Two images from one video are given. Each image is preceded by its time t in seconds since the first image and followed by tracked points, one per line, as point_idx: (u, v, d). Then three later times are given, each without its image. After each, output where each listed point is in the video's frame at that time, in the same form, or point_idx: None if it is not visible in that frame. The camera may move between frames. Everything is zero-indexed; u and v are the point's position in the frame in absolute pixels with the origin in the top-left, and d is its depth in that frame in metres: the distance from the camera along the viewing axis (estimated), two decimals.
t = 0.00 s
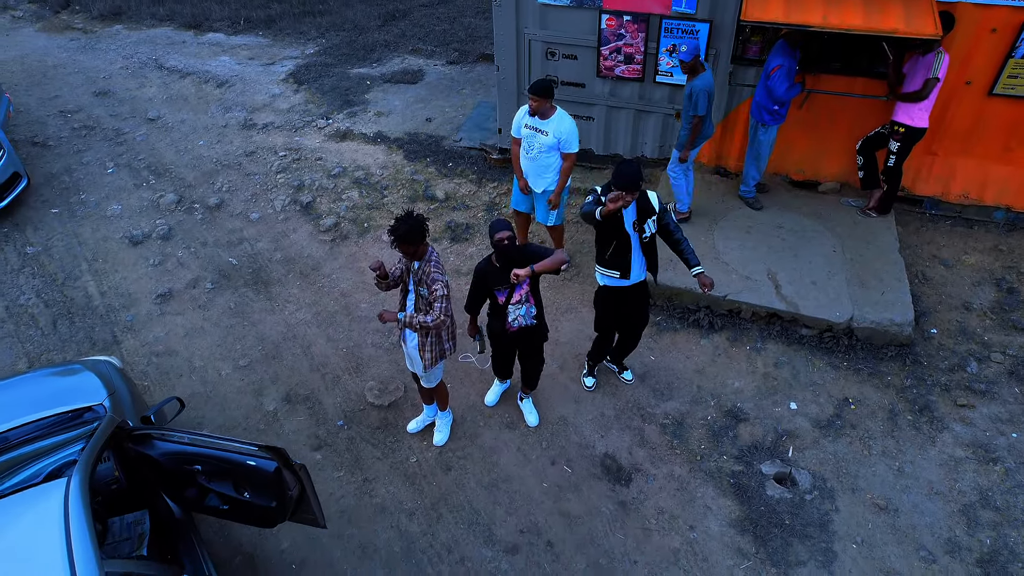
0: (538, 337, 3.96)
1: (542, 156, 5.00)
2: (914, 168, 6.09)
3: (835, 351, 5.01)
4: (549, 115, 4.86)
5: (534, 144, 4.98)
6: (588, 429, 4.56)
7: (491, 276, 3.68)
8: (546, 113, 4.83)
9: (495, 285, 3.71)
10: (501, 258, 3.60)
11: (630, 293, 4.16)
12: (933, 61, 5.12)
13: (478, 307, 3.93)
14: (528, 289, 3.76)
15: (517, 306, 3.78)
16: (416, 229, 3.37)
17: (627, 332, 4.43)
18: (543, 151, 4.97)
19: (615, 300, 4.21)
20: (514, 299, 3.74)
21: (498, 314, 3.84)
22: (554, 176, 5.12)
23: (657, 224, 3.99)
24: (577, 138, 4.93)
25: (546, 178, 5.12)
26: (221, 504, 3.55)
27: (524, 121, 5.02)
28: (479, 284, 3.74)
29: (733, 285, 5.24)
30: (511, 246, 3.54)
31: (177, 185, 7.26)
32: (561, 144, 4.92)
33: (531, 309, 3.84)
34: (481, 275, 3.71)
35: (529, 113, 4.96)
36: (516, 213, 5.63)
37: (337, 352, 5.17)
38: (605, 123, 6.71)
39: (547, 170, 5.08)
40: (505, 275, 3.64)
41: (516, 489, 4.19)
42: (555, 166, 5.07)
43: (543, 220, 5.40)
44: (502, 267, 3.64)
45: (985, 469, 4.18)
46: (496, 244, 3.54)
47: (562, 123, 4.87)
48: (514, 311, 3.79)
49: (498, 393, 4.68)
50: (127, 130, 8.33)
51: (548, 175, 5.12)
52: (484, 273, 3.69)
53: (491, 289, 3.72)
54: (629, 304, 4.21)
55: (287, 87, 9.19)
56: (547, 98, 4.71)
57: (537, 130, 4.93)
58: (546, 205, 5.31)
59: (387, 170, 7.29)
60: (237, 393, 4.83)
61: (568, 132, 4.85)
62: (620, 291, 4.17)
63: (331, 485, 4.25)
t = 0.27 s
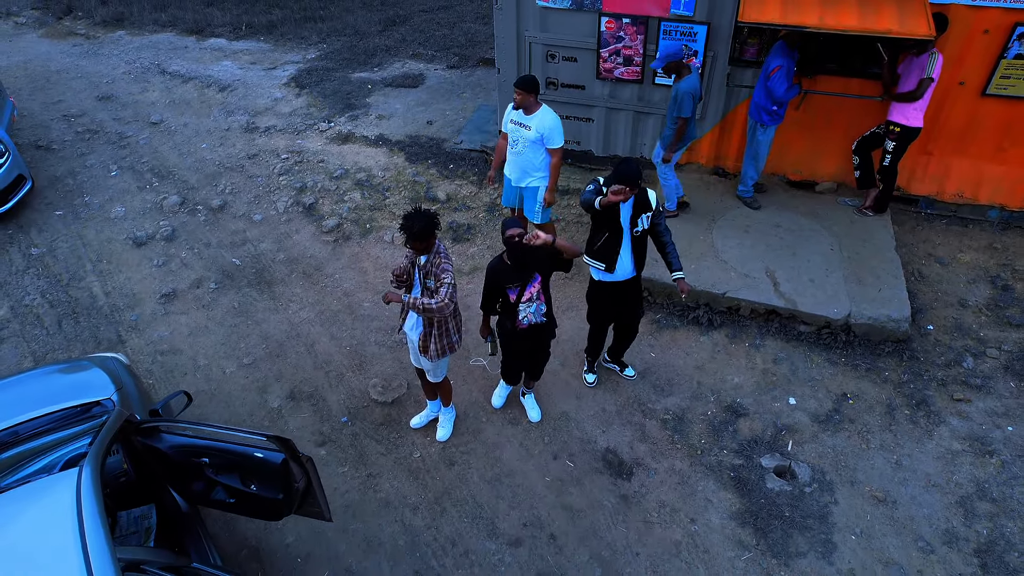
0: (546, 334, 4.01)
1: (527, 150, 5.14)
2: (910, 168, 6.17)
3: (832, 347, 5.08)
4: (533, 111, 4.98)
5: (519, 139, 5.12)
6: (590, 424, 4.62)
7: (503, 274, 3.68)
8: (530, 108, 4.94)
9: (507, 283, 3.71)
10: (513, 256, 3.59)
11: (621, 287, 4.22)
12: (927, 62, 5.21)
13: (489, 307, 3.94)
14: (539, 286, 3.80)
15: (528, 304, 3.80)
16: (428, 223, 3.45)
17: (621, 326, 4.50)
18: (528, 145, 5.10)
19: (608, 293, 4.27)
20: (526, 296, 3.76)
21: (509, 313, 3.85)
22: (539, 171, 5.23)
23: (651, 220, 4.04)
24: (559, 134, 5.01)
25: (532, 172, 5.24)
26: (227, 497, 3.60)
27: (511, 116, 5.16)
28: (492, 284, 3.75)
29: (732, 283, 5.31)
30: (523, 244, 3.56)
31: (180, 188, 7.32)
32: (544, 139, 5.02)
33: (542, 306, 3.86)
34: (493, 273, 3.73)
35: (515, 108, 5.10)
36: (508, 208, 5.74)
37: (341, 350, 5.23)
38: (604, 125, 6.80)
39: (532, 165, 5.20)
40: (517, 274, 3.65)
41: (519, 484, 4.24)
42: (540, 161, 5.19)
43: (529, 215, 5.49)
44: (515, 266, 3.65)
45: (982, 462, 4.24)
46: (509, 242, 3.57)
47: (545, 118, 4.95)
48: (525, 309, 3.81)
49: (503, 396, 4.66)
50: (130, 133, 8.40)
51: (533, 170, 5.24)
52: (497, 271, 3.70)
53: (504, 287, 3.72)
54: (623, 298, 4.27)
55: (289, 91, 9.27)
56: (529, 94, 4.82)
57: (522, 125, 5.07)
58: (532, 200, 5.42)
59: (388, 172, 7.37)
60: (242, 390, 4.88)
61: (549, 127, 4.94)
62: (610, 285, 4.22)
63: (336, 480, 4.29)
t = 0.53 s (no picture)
0: (547, 337, 3.98)
1: (514, 150, 5.24)
2: (904, 168, 6.23)
3: (829, 345, 5.13)
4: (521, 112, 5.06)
5: (507, 138, 5.24)
6: (590, 422, 4.65)
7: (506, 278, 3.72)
8: (517, 109, 5.03)
9: (509, 287, 3.74)
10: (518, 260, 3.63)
11: (609, 287, 4.26)
12: (919, 64, 5.29)
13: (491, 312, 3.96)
14: (541, 291, 3.84)
15: (529, 308, 3.81)
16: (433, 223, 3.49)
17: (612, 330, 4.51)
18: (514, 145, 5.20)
19: (597, 292, 4.31)
20: (527, 301, 3.77)
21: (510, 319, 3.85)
22: (524, 171, 5.32)
23: (641, 230, 4.06)
24: (544, 136, 5.06)
25: (517, 172, 5.33)
26: (230, 496, 3.60)
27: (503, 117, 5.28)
28: (494, 288, 3.78)
29: (729, 282, 5.36)
30: (527, 248, 3.57)
31: (180, 191, 7.35)
32: (528, 140, 5.09)
33: (542, 310, 3.88)
34: (497, 276, 3.76)
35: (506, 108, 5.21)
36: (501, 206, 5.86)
37: (342, 350, 5.26)
38: (602, 127, 6.86)
39: (517, 165, 5.29)
40: (520, 277, 3.69)
41: (520, 481, 4.27)
42: (525, 161, 5.28)
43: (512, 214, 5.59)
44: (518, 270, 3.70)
45: (977, 456, 4.29)
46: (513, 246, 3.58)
47: (532, 120, 5.02)
48: (526, 313, 3.82)
49: (519, 429, 4.49)
50: (129, 137, 8.43)
51: (518, 170, 5.33)
52: (501, 274, 3.74)
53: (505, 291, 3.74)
54: (613, 297, 4.31)
55: (288, 95, 9.32)
56: (515, 94, 4.92)
57: (510, 125, 5.18)
58: (517, 200, 5.52)
59: (387, 174, 7.41)
60: (244, 390, 4.91)
61: (533, 129, 4.99)
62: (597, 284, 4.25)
63: (338, 479, 4.31)
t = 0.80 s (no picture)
0: (546, 346, 3.92)
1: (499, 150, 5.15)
2: (897, 166, 6.29)
3: (825, 342, 5.16)
4: (508, 113, 4.93)
5: (494, 136, 5.15)
6: (589, 420, 4.67)
7: (502, 286, 3.67)
8: (504, 110, 4.91)
9: (504, 296, 3.70)
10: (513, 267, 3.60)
11: (603, 286, 4.28)
12: (911, 62, 5.33)
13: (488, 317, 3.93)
14: (537, 300, 3.78)
15: (525, 318, 3.76)
16: (430, 222, 3.49)
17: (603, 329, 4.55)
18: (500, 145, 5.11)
19: (591, 288, 4.36)
20: (522, 311, 3.72)
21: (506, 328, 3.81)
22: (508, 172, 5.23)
23: (636, 230, 4.00)
24: (526, 142, 4.91)
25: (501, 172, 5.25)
26: (231, 496, 3.60)
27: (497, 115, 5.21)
28: (489, 293, 3.74)
29: (725, 280, 5.40)
30: (526, 258, 3.57)
31: (176, 193, 7.34)
32: (511, 143, 4.97)
33: (540, 321, 3.85)
34: (493, 282, 3.70)
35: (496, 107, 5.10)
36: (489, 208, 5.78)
37: (340, 350, 5.26)
38: (597, 127, 6.89)
39: (501, 165, 5.20)
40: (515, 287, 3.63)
41: (520, 479, 4.28)
42: (509, 163, 5.16)
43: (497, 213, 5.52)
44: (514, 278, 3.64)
45: (972, 450, 4.33)
46: (511, 254, 3.56)
47: (515, 122, 4.87)
48: (521, 323, 3.77)
49: (521, 436, 4.43)
50: (124, 140, 8.41)
51: (503, 171, 5.24)
52: (496, 281, 3.68)
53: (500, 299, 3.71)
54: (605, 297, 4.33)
55: (283, 97, 9.32)
56: (502, 95, 4.79)
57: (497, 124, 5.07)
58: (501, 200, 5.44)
59: (383, 175, 7.42)
60: (242, 392, 4.90)
61: (515, 133, 4.87)
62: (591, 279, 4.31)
63: (338, 479, 4.31)
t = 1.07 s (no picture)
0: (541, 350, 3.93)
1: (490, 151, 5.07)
2: (892, 160, 6.31)
3: (821, 335, 5.19)
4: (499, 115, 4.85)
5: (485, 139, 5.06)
6: (587, 415, 4.69)
7: (493, 288, 3.69)
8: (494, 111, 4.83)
9: (497, 299, 3.71)
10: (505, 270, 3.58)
11: (605, 281, 4.29)
12: (905, 57, 5.39)
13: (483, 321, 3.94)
14: (531, 305, 3.78)
15: (518, 323, 3.77)
16: (423, 225, 3.48)
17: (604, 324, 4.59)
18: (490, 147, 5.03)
19: (593, 286, 4.36)
20: (516, 314, 3.73)
21: (501, 333, 3.82)
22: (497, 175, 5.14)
23: (638, 226, 4.00)
24: (514, 145, 4.82)
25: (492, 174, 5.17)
26: (230, 493, 3.60)
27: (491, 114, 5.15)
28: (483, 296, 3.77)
29: (722, 274, 5.42)
30: (518, 258, 3.54)
31: (171, 191, 7.32)
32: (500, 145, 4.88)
33: (535, 325, 3.84)
34: (483, 286, 3.74)
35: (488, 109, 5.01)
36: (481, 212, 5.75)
37: (337, 347, 5.26)
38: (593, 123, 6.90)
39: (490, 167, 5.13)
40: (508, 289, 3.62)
41: (519, 474, 4.30)
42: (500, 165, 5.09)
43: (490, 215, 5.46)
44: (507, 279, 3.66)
45: (967, 442, 4.36)
46: (504, 256, 3.55)
47: (506, 126, 4.80)
48: (516, 327, 3.77)
49: (520, 430, 4.45)
50: (118, 138, 8.37)
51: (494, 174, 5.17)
52: (488, 282, 3.71)
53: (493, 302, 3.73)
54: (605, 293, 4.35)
55: (278, 94, 9.29)
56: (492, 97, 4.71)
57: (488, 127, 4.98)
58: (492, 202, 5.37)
59: (379, 172, 7.41)
60: (240, 389, 4.90)
61: (504, 136, 4.79)
62: (593, 275, 4.32)
63: (337, 475, 4.31)
